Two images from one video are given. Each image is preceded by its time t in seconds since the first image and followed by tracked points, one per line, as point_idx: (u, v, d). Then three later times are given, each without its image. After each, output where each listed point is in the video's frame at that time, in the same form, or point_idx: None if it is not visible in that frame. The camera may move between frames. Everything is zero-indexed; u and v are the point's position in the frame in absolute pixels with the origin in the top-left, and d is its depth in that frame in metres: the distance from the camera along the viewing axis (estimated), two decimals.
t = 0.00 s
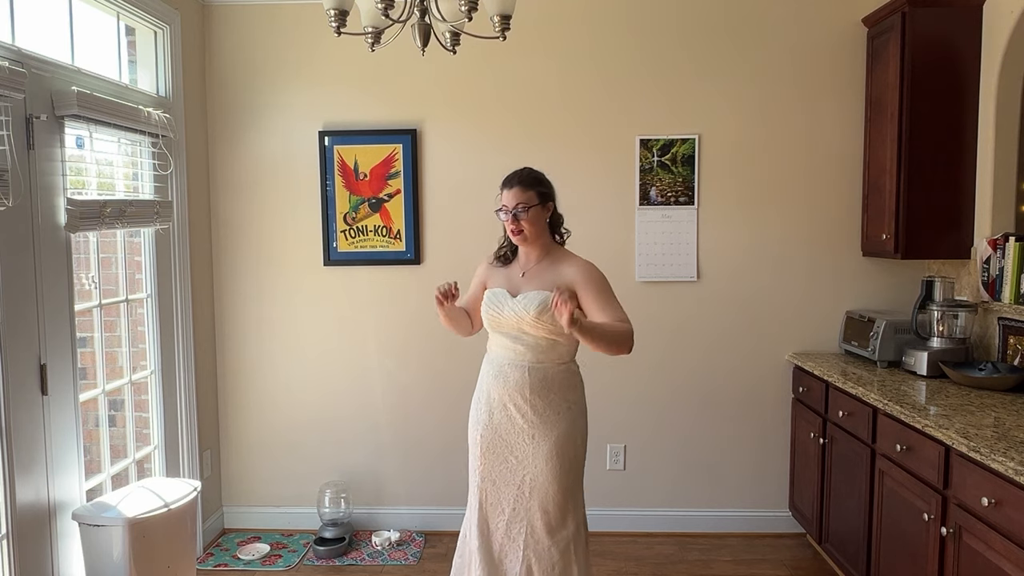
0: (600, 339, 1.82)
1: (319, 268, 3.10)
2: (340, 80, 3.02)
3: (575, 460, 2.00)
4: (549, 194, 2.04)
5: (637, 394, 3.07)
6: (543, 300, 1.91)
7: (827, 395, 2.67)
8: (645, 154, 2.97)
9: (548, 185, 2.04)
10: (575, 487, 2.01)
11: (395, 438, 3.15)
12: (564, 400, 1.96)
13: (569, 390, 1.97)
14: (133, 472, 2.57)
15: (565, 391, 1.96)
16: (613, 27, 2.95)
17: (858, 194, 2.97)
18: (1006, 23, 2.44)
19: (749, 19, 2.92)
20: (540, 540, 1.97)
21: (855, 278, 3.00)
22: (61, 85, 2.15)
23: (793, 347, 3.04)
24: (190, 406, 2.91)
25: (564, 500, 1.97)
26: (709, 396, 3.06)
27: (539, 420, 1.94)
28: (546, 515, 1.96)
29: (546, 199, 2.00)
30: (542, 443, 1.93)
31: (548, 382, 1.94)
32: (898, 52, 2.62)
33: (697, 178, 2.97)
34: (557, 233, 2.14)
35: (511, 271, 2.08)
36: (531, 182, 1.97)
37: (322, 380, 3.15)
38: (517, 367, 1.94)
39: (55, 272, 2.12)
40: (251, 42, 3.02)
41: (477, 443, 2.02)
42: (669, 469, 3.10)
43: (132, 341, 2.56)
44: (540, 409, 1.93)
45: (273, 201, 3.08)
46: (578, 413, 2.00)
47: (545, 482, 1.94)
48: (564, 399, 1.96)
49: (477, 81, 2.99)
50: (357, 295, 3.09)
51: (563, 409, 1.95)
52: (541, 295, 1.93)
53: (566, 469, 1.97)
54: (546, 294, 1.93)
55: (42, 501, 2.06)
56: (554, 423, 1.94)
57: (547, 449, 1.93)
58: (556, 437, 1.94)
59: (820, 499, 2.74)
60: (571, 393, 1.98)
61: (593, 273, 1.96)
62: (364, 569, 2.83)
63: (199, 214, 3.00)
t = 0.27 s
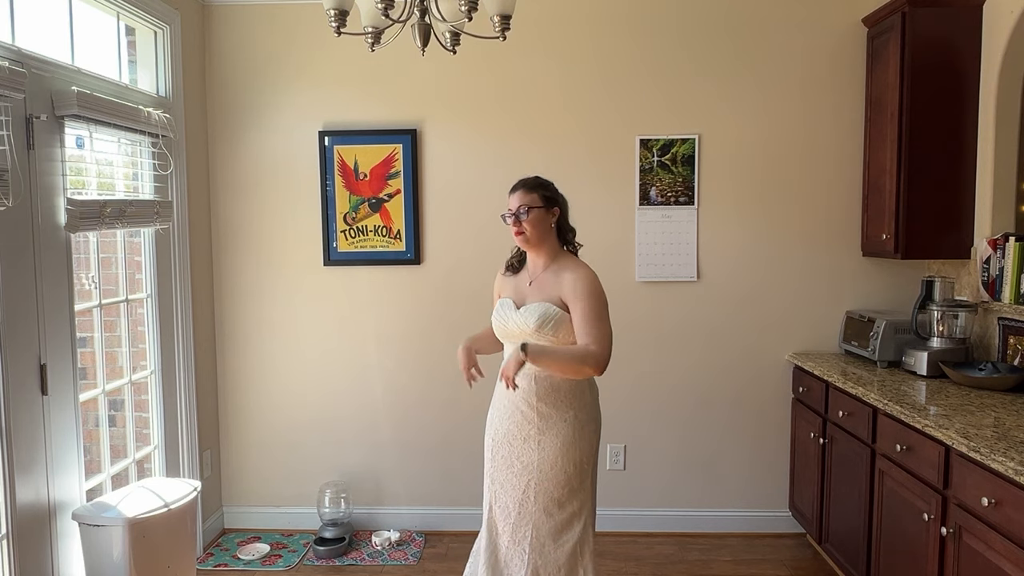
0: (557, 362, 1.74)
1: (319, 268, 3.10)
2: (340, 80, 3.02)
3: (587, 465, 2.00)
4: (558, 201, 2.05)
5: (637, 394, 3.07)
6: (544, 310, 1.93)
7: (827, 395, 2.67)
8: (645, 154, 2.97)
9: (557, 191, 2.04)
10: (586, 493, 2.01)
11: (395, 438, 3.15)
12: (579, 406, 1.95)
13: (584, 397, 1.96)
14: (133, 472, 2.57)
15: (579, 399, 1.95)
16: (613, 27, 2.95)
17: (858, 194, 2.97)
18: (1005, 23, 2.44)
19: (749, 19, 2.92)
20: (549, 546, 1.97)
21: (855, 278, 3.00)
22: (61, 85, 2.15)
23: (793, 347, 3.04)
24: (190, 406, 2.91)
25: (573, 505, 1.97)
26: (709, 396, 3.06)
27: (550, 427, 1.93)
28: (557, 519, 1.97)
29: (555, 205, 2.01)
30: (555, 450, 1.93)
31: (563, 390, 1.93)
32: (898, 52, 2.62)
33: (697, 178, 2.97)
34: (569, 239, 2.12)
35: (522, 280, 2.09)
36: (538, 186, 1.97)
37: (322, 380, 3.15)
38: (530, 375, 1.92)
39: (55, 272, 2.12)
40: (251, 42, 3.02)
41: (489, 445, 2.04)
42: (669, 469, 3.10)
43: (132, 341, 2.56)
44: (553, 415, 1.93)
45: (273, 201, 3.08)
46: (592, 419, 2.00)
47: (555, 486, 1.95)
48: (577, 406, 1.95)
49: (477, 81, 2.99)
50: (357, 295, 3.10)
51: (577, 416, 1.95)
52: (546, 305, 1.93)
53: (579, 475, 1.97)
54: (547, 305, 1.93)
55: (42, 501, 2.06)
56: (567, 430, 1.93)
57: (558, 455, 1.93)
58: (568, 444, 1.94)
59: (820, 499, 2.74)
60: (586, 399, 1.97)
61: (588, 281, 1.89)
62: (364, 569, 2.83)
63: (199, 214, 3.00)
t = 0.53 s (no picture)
0: (533, 337, 1.85)
1: (319, 268, 3.10)
2: (340, 80, 3.02)
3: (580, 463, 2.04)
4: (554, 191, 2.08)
5: (636, 394, 3.07)
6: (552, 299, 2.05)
7: (827, 395, 2.67)
8: (645, 154, 2.97)
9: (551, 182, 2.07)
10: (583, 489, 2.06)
11: (396, 438, 3.15)
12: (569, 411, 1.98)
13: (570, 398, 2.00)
14: (133, 472, 2.57)
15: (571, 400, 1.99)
16: (614, 27, 2.95)
17: (858, 194, 2.97)
18: (1006, 23, 2.44)
19: (750, 19, 2.92)
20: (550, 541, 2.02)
21: (855, 278, 3.00)
22: (61, 85, 2.14)
23: (793, 347, 3.04)
24: (190, 406, 2.91)
25: (571, 504, 2.00)
26: (709, 396, 3.06)
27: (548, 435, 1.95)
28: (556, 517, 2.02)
29: (545, 198, 2.01)
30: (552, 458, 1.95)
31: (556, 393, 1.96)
32: (899, 52, 2.62)
33: (697, 178, 2.97)
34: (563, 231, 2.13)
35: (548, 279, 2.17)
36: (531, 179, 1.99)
37: (322, 380, 3.15)
38: (523, 371, 1.97)
39: (55, 272, 2.12)
40: (251, 42, 3.02)
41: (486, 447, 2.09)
42: (669, 469, 3.10)
43: (132, 341, 2.56)
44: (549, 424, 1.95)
45: (273, 201, 3.08)
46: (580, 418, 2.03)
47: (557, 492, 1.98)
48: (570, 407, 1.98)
49: (477, 81, 2.98)
50: (357, 295, 3.10)
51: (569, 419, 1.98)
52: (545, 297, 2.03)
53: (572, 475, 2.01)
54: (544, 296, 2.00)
55: (42, 501, 2.06)
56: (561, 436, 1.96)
57: (555, 457, 1.96)
58: (565, 447, 1.96)
59: (820, 499, 2.74)
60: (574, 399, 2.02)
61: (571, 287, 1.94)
62: (364, 569, 2.83)
63: (199, 214, 3.00)
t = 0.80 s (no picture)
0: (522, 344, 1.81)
1: (319, 268, 3.10)
2: (340, 80, 3.02)
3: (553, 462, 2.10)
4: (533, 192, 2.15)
5: (636, 394, 3.07)
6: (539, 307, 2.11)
7: (827, 396, 2.67)
8: (645, 154, 2.97)
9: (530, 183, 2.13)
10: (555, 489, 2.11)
11: (396, 438, 3.15)
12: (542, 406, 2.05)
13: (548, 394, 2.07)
14: (133, 472, 2.57)
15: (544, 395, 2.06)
16: (614, 27, 2.95)
17: (858, 194, 2.97)
18: (1006, 23, 2.44)
19: (750, 19, 2.92)
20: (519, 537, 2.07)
21: (855, 278, 3.00)
22: (61, 85, 2.14)
23: (793, 347, 3.04)
24: (190, 406, 2.91)
25: (535, 502, 2.05)
26: (709, 396, 3.06)
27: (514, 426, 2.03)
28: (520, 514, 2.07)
29: (521, 201, 2.07)
30: (520, 448, 2.02)
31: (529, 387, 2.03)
32: (899, 52, 2.62)
33: (697, 178, 2.97)
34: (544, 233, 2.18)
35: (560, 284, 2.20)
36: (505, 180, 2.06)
37: (322, 380, 3.15)
38: (489, 370, 2.05)
39: (55, 272, 2.12)
40: (251, 42, 3.02)
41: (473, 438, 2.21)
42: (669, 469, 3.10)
43: (132, 341, 2.56)
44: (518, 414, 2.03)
45: (273, 201, 3.08)
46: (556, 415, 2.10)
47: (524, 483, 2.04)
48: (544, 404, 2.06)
49: (477, 81, 2.98)
50: (357, 295, 3.10)
51: (540, 413, 2.04)
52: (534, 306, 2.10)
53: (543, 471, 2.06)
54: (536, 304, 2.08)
55: (42, 501, 2.06)
56: (530, 429, 2.02)
57: (518, 453, 2.02)
58: (531, 443, 2.02)
59: (820, 499, 2.74)
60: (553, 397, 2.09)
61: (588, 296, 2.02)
62: (364, 569, 2.83)
63: (199, 214, 3.00)
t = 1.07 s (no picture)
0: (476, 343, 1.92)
1: (319, 268, 3.10)
2: (340, 80, 3.02)
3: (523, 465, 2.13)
4: (499, 201, 2.18)
5: (636, 394, 3.07)
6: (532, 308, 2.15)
7: (827, 396, 2.67)
8: (646, 154, 2.97)
9: (495, 191, 2.15)
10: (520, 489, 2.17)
11: (396, 438, 3.15)
12: (515, 411, 2.07)
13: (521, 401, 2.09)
14: (133, 472, 2.57)
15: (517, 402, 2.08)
16: (614, 27, 2.95)
17: (858, 194, 2.97)
18: (1006, 23, 2.44)
19: (750, 19, 2.92)
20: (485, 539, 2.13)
21: (855, 278, 3.00)
22: (61, 85, 2.15)
23: (793, 347, 3.04)
24: (190, 406, 2.91)
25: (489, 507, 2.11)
26: (708, 396, 3.06)
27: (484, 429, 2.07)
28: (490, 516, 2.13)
29: (484, 210, 2.10)
30: (487, 454, 2.06)
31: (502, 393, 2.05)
32: (899, 52, 2.62)
33: (697, 178, 2.97)
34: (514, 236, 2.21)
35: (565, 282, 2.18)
36: (465, 192, 2.09)
37: (322, 380, 3.15)
38: (465, 372, 2.09)
39: (55, 272, 2.12)
40: (251, 42, 3.02)
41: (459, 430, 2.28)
42: (669, 469, 3.10)
43: (132, 341, 2.56)
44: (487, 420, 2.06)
45: (273, 201, 3.08)
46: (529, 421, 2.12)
47: (489, 486, 2.09)
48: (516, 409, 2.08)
49: (477, 82, 2.99)
50: (357, 295, 3.10)
51: (511, 420, 2.07)
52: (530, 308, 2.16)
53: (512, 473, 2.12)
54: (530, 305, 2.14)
55: (42, 501, 2.06)
56: (499, 435, 2.06)
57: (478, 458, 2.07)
58: (489, 451, 2.06)
59: (820, 499, 2.74)
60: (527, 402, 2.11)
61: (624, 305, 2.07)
62: (364, 569, 2.83)
63: (199, 214, 3.00)
